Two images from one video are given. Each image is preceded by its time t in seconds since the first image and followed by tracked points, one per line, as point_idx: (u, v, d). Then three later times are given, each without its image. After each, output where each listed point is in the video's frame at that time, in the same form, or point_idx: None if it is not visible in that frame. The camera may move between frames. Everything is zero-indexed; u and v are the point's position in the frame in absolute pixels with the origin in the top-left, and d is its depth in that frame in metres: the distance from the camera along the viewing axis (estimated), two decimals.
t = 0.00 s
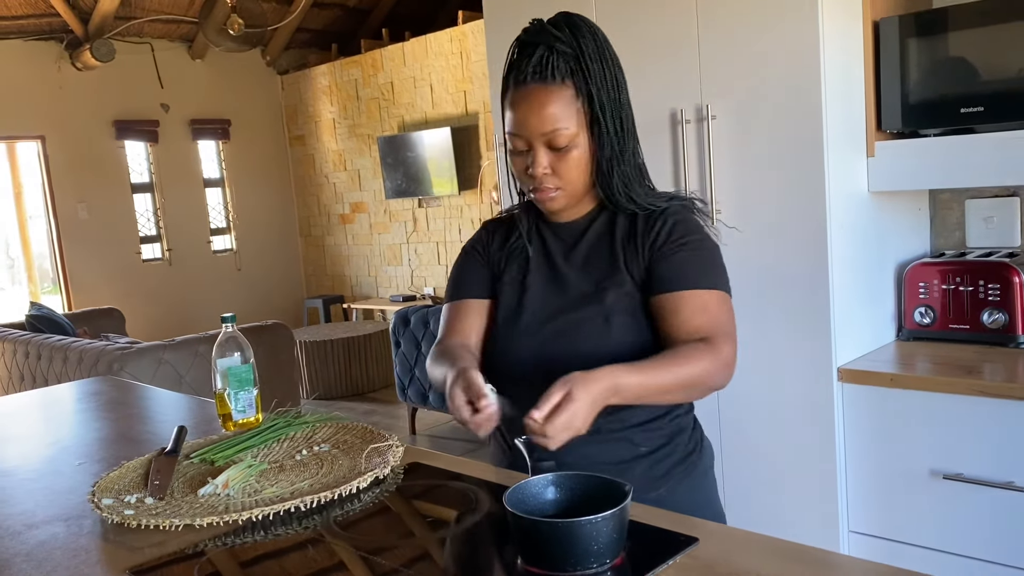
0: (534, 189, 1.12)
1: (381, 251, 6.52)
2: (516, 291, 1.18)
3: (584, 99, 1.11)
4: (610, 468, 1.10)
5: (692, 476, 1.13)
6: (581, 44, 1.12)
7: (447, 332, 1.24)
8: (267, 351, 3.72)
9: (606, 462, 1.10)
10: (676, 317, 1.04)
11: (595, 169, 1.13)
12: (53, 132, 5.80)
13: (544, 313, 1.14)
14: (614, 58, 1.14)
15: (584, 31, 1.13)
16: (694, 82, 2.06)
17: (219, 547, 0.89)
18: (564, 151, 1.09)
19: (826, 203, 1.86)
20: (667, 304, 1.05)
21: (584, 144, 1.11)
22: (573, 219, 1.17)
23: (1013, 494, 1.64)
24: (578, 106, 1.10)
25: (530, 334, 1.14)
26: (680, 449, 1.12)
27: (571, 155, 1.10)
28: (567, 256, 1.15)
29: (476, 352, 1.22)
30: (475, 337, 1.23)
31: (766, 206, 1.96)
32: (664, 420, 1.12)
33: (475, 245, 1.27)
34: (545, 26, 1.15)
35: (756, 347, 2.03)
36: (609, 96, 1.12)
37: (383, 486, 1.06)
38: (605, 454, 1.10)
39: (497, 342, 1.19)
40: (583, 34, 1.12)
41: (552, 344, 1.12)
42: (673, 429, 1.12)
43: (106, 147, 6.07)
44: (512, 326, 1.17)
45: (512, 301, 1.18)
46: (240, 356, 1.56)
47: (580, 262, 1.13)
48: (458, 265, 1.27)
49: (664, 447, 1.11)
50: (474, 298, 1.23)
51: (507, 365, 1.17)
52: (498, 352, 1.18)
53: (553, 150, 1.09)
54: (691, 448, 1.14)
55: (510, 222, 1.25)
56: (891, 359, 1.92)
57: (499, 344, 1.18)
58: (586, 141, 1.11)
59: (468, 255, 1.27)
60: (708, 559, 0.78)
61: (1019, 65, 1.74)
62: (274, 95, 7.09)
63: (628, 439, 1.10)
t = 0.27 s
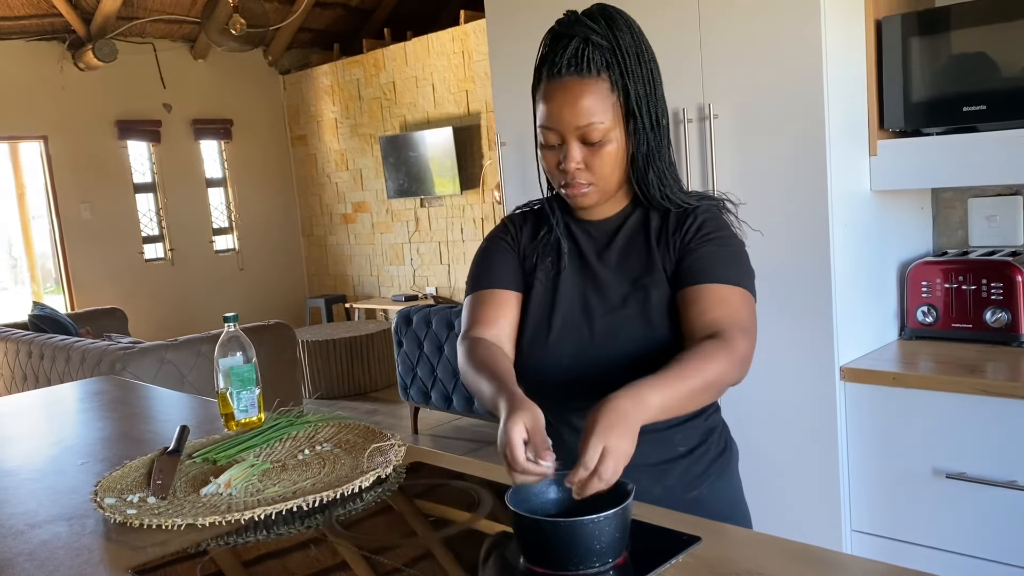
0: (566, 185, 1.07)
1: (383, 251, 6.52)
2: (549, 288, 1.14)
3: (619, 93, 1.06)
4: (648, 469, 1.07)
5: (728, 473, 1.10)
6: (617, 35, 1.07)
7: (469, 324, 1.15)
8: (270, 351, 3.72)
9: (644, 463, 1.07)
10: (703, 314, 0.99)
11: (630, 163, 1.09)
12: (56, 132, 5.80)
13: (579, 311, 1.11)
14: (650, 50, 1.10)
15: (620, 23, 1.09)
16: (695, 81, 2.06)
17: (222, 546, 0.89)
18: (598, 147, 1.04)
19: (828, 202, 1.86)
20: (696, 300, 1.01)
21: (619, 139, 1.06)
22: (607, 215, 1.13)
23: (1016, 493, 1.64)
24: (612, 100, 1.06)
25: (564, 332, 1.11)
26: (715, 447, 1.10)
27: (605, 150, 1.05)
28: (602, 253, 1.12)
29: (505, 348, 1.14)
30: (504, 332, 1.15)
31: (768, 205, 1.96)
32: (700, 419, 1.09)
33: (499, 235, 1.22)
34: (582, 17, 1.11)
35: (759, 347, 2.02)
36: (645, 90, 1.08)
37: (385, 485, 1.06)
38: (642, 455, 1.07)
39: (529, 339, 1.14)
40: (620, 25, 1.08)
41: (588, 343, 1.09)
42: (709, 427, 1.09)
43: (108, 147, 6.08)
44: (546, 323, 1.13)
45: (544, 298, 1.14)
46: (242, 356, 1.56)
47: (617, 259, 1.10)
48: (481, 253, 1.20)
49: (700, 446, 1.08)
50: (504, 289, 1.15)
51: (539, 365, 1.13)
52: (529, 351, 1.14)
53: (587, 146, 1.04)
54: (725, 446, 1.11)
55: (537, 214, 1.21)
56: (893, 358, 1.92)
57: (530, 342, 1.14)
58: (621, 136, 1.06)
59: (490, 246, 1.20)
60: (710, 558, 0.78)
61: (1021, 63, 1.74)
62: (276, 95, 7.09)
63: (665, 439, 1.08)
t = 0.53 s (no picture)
0: (585, 183, 1.07)
1: (385, 250, 6.52)
2: (567, 287, 1.14)
3: (641, 91, 1.06)
4: (665, 473, 1.07)
5: (746, 474, 1.09)
6: (640, 31, 1.07)
7: (486, 321, 1.15)
8: (272, 350, 3.73)
9: (662, 466, 1.07)
10: (719, 317, 0.99)
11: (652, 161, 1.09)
12: (58, 132, 5.81)
13: (598, 312, 1.11)
14: (674, 47, 1.09)
15: (644, 19, 1.08)
16: (698, 80, 2.06)
17: (225, 545, 0.89)
18: (618, 145, 1.04)
19: (832, 201, 1.85)
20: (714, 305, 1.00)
21: (640, 138, 1.06)
22: (628, 214, 1.13)
23: (1019, 492, 1.64)
24: (634, 98, 1.05)
25: (582, 332, 1.11)
26: (733, 450, 1.08)
27: (626, 148, 1.05)
28: (621, 253, 1.11)
29: (522, 347, 1.14)
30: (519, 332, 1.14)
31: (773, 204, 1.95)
32: (718, 421, 1.08)
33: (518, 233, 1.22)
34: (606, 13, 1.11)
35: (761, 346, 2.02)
36: (668, 88, 1.07)
37: (387, 485, 1.06)
38: (660, 458, 1.07)
39: (547, 338, 1.14)
40: (643, 21, 1.08)
41: (607, 344, 1.09)
42: (726, 430, 1.08)
43: (110, 147, 6.08)
44: (563, 322, 1.13)
45: (562, 297, 1.14)
46: (245, 356, 1.56)
47: (636, 260, 1.10)
48: (500, 250, 1.19)
49: (718, 448, 1.07)
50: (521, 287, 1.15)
51: (555, 365, 1.13)
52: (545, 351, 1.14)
53: (608, 144, 1.04)
54: (743, 447, 1.10)
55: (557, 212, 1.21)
56: (896, 357, 1.92)
57: (547, 342, 1.14)
58: (642, 135, 1.06)
59: (509, 242, 1.20)
60: (713, 558, 0.78)
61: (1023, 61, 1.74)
62: (278, 95, 7.10)
63: (682, 443, 1.06)
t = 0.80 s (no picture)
0: (592, 183, 1.07)
1: (387, 250, 6.53)
2: (576, 286, 1.14)
3: (649, 90, 1.06)
4: (670, 476, 1.07)
5: (753, 478, 1.09)
6: (650, 28, 1.07)
7: (495, 319, 1.15)
8: (274, 350, 3.73)
9: (667, 469, 1.07)
10: (728, 320, 0.99)
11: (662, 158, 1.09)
12: (60, 132, 5.82)
13: (606, 312, 1.11)
14: (686, 44, 1.09)
15: (654, 16, 1.08)
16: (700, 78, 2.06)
17: (227, 545, 0.90)
18: (626, 144, 1.04)
19: (835, 200, 1.85)
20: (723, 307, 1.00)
21: (647, 138, 1.06)
22: (638, 214, 1.13)
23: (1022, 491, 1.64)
24: (642, 97, 1.05)
25: (590, 332, 1.11)
26: (740, 453, 1.08)
27: (634, 148, 1.05)
28: (631, 252, 1.11)
29: (529, 347, 1.14)
30: (526, 332, 1.14)
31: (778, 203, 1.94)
32: (725, 424, 1.08)
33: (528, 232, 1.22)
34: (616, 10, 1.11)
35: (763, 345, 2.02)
36: (678, 86, 1.07)
37: (390, 484, 1.06)
38: (665, 461, 1.07)
39: (555, 337, 1.14)
40: (653, 18, 1.08)
41: (615, 344, 1.09)
42: (733, 433, 1.08)
43: (112, 146, 6.09)
44: (570, 322, 1.13)
45: (571, 296, 1.14)
46: (247, 355, 1.57)
47: (645, 260, 1.10)
48: (510, 249, 1.20)
49: (723, 452, 1.07)
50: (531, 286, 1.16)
51: (562, 365, 1.13)
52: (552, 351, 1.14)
53: (615, 144, 1.04)
54: (751, 451, 1.10)
55: (567, 211, 1.21)
56: (898, 356, 1.92)
57: (554, 342, 1.14)
58: (650, 134, 1.06)
59: (519, 241, 1.20)
60: (716, 557, 0.78)
61: None
62: (279, 94, 7.10)
63: (688, 445, 1.07)
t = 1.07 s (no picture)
0: (589, 183, 1.07)
1: (388, 249, 6.53)
2: (574, 286, 1.14)
3: (646, 91, 1.06)
4: (666, 476, 1.08)
5: (751, 479, 1.10)
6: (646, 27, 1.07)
7: (492, 322, 1.16)
8: (275, 350, 3.74)
9: (664, 470, 1.07)
10: (733, 321, 0.99)
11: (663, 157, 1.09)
12: (61, 132, 5.82)
13: (603, 311, 1.10)
14: (685, 44, 1.09)
15: (652, 14, 1.08)
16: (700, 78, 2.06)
17: (228, 544, 0.90)
18: (621, 144, 1.04)
19: (835, 200, 1.85)
20: (726, 309, 1.00)
21: (643, 139, 1.06)
22: (640, 212, 1.13)
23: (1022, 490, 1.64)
24: (638, 97, 1.05)
25: (588, 332, 1.11)
26: (738, 455, 1.09)
27: (630, 148, 1.05)
28: (629, 252, 1.11)
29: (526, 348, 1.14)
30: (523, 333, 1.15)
31: (782, 203, 1.94)
32: (722, 426, 1.08)
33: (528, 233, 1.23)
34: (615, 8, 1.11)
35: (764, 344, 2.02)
36: (676, 85, 1.07)
37: (390, 483, 1.06)
38: (661, 461, 1.07)
39: (554, 336, 1.14)
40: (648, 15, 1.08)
41: (614, 344, 1.08)
42: (731, 434, 1.09)
43: (114, 147, 6.10)
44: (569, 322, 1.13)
45: (569, 296, 1.14)
46: (248, 354, 1.57)
47: (643, 260, 1.10)
48: (510, 251, 1.21)
49: (721, 453, 1.08)
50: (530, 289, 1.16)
51: (561, 365, 1.13)
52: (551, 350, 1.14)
53: (610, 144, 1.04)
54: (750, 451, 1.11)
55: (567, 211, 1.21)
56: (899, 355, 1.92)
57: (552, 341, 1.14)
58: (646, 136, 1.06)
59: (519, 243, 1.21)
60: (716, 555, 0.78)
61: None
62: (280, 94, 7.10)
63: (684, 447, 1.07)
